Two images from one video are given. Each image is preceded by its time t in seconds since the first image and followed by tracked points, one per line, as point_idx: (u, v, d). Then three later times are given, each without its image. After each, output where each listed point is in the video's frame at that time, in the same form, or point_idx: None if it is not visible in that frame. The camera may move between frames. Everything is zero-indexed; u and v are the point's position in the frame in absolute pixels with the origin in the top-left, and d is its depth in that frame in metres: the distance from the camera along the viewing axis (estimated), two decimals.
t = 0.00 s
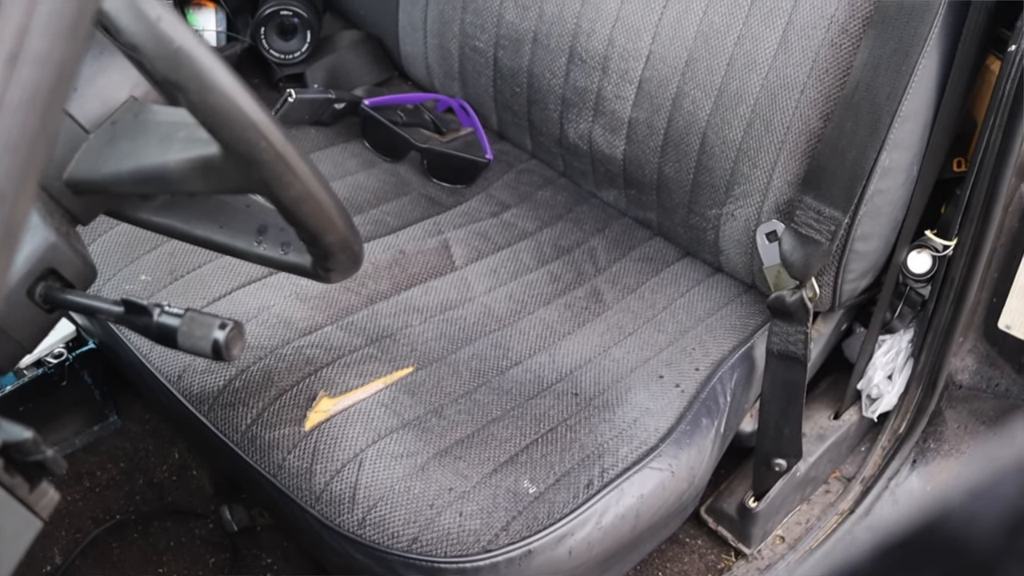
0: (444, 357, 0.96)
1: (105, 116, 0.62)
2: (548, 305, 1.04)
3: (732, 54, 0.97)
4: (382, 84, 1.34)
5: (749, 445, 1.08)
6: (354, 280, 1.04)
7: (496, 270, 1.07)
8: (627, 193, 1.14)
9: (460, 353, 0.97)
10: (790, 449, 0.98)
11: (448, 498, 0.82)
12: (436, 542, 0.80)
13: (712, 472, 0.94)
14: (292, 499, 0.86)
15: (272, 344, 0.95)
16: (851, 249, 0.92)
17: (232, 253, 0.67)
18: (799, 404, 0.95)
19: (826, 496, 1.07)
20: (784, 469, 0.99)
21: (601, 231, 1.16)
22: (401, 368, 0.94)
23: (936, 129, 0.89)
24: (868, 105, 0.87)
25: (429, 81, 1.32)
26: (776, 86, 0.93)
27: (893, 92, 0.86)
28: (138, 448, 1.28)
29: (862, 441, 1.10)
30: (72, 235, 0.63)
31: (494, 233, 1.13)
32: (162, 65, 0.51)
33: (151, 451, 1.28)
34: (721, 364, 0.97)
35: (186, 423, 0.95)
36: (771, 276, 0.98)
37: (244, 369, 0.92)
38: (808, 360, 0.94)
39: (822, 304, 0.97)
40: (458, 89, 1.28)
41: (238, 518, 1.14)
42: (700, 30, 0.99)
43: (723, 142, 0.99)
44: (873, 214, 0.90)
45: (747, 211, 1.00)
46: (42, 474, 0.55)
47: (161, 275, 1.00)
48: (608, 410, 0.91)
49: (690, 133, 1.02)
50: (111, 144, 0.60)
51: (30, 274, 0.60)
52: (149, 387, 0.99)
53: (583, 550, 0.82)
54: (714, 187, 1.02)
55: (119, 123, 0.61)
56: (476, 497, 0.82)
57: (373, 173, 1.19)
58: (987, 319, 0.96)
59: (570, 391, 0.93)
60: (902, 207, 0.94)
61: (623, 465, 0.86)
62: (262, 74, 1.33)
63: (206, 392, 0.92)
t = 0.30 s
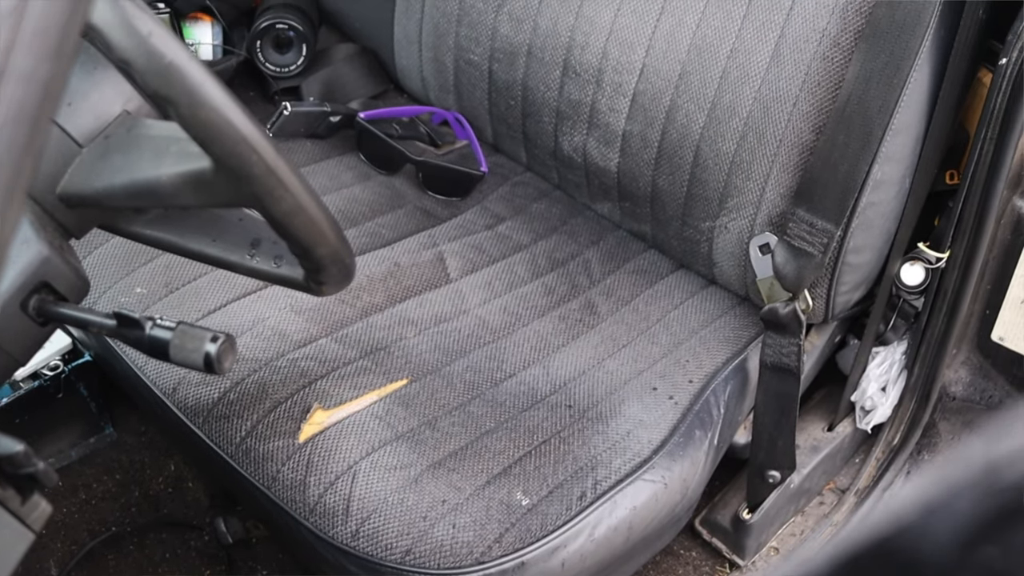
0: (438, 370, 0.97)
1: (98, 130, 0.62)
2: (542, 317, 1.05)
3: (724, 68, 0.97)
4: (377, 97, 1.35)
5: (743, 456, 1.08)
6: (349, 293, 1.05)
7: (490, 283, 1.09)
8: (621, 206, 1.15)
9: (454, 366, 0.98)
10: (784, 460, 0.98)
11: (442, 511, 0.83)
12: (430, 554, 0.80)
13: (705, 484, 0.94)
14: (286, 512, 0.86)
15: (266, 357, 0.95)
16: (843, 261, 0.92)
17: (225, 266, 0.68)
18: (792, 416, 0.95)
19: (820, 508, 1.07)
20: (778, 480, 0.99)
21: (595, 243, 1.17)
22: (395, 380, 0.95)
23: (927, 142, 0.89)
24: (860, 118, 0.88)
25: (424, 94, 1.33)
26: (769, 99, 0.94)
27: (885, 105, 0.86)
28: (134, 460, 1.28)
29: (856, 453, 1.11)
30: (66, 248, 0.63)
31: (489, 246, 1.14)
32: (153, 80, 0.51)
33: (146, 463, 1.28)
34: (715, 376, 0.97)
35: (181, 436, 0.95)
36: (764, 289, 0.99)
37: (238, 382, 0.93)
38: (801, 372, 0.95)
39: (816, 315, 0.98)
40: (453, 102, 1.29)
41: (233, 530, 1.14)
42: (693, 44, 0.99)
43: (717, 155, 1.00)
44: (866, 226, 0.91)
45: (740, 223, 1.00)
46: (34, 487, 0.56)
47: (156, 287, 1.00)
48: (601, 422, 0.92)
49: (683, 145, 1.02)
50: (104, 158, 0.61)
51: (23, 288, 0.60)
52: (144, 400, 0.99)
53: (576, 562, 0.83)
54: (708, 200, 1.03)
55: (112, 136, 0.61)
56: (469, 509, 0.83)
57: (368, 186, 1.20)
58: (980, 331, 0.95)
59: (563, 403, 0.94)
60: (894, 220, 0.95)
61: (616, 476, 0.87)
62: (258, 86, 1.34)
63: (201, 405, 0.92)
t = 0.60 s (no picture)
0: (434, 381, 0.97)
1: (94, 143, 0.62)
2: (538, 328, 1.06)
3: (719, 80, 0.98)
4: (375, 109, 1.36)
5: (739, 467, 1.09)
6: (345, 304, 1.06)
7: (487, 294, 1.10)
8: (618, 217, 1.16)
9: (450, 377, 0.98)
10: (779, 471, 0.98)
11: (437, 522, 0.83)
12: (424, 565, 0.81)
13: (700, 494, 0.95)
14: (282, 523, 0.87)
15: (263, 368, 0.96)
16: (838, 273, 0.93)
17: (219, 278, 0.68)
18: (787, 427, 0.95)
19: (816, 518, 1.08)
20: (774, 492, 1.00)
21: (591, 254, 1.17)
22: (391, 392, 0.95)
23: (921, 155, 0.90)
24: (854, 130, 0.88)
25: (422, 106, 1.34)
26: (763, 111, 0.95)
27: (878, 117, 0.87)
28: (132, 471, 1.28)
29: (852, 464, 1.11)
30: (62, 261, 0.64)
31: (486, 257, 1.15)
32: (147, 94, 0.52)
33: (145, 474, 1.28)
34: (711, 387, 0.98)
35: (178, 447, 0.95)
36: (759, 300, 0.99)
37: (235, 394, 0.93)
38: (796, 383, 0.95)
39: (811, 326, 0.98)
40: (451, 114, 1.29)
41: (231, 541, 1.15)
42: (688, 56, 1.00)
43: (712, 167, 1.00)
44: (860, 238, 0.91)
45: (735, 235, 1.00)
46: (27, 499, 0.56)
47: (154, 299, 1.00)
48: (596, 433, 0.93)
49: (679, 157, 1.03)
50: (99, 171, 0.61)
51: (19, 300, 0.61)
52: (142, 411, 1.00)
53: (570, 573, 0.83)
54: (703, 211, 1.03)
55: (108, 149, 0.61)
56: (464, 521, 0.83)
57: (366, 198, 1.21)
58: (976, 341, 0.97)
59: (559, 414, 0.95)
60: (889, 231, 0.95)
61: (611, 488, 0.88)
62: (257, 99, 1.34)
63: (197, 417, 0.92)
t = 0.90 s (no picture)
0: (432, 392, 0.98)
1: (91, 156, 0.63)
2: (536, 339, 1.06)
3: (716, 92, 0.98)
4: (375, 120, 1.37)
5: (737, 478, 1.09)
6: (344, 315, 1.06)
7: (485, 305, 1.10)
8: (615, 228, 1.16)
9: (448, 388, 0.99)
10: (777, 481, 0.98)
11: (434, 532, 0.83)
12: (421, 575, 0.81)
13: (698, 505, 0.95)
14: (280, 533, 0.87)
15: (262, 379, 0.96)
16: (834, 283, 0.93)
17: (215, 290, 0.68)
18: (784, 437, 0.96)
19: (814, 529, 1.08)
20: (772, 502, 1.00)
21: (589, 265, 1.18)
22: (389, 402, 0.96)
23: (916, 167, 0.90)
24: (848, 141, 0.89)
25: (421, 118, 1.34)
26: (758, 123, 0.95)
27: (873, 129, 0.87)
28: (131, 481, 1.29)
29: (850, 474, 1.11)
30: (60, 273, 0.64)
31: (484, 268, 1.16)
32: (142, 109, 0.52)
33: (144, 484, 1.28)
34: (708, 398, 0.99)
35: (178, 457, 0.96)
36: (756, 310, 1.00)
37: (234, 404, 0.94)
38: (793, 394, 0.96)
39: (807, 337, 0.99)
40: (449, 125, 1.30)
41: (229, 550, 1.15)
42: (684, 68, 1.00)
43: (708, 178, 1.00)
44: (855, 249, 0.92)
45: (731, 246, 1.01)
46: (22, 509, 0.56)
47: (153, 310, 1.01)
48: (593, 443, 0.93)
49: (675, 168, 1.03)
50: (95, 184, 0.61)
51: (16, 312, 0.61)
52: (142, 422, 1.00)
53: None
54: (700, 223, 1.04)
55: (104, 163, 0.62)
56: (460, 531, 0.84)
57: (365, 209, 1.21)
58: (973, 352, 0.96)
59: (556, 425, 0.96)
60: (885, 242, 0.95)
61: (607, 498, 0.88)
62: (257, 111, 1.35)
63: (196, 427, 0.93)
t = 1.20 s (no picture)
0: (431, 402, 0.99)
1: (89, 168, 0.63)
2: (535, 349, 1.07)
3: (713, 103, 0.99)
4: (375, 132, 1.37)
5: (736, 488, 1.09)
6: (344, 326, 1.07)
7: (484, 315, 1.11)
8: (615, 239, 1.17)
9: (447, 398, 1.00)
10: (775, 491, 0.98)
11: (432, 542, 0.84)
12: None
13: (696, 515, 0.95)
14: (279, 543, 0.87)
15: (261, 390, 0.97)
16: (831, 294, 0.94)
17: (213, 301, 0.68)
18: (782, 447, 0.96)
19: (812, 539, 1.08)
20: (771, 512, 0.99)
21: (589, 276, 1.19)
22: (388, 413, 0.96)
23: (913, 178, 0.90)
24: (845, 153, 0.89)
25: (421, 129, 1.35)
26: (756, 134, 0.96)
27: (869, 140, 0.88)
28: (133, 491, 1.29)
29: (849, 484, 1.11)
30: (59, 284, 0.65)
31: (484, 279, 1.17)
32: (137, 122, 0.52)
33: (146, 494, 1.29)
34: (706, 408, 0.99)
35: (178, 467, 0.96)
36: (754, 321, 1.02)
37: (234, 414, 0.94)
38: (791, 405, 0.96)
39: (806, 347, 0.99)
40: (449, 137, 1.31)
41: (229, 561, 1.14)
42: (682, 79, 1.01)
43: (706, 189, 1.01)
44: (852, 260, 0.92)
45: (729, 257, 1.02)
46: (19, 518, 0.56)
47: (154, 321, 1.02)
48: (591, 454, 0.94)
49: (673, 180, 1.04)
50: (93, 197, 0.62)
51: (15, 324, 0.62)
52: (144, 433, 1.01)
53: None
54: (698, 233, 1.04)
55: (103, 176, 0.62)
56: (458, 541, 0.84)
57: (365, 220, 1.22)
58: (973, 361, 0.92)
59: (554, 435, 0.96)
60: (882, 253, 0.96)
61: (605, 508, 0.88)
62: (258, 123, 1.36)
63: (196, 437, 0.93)
